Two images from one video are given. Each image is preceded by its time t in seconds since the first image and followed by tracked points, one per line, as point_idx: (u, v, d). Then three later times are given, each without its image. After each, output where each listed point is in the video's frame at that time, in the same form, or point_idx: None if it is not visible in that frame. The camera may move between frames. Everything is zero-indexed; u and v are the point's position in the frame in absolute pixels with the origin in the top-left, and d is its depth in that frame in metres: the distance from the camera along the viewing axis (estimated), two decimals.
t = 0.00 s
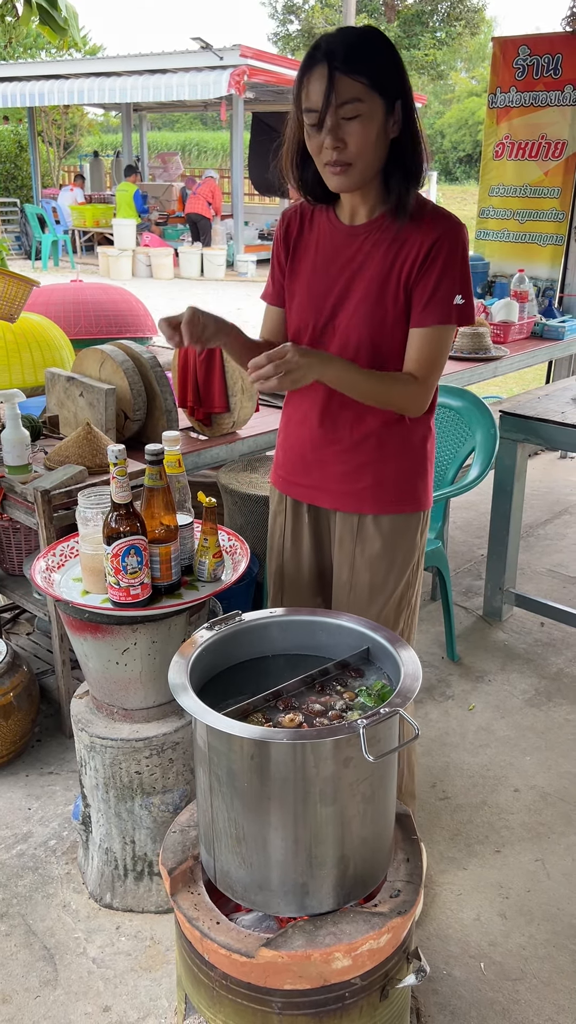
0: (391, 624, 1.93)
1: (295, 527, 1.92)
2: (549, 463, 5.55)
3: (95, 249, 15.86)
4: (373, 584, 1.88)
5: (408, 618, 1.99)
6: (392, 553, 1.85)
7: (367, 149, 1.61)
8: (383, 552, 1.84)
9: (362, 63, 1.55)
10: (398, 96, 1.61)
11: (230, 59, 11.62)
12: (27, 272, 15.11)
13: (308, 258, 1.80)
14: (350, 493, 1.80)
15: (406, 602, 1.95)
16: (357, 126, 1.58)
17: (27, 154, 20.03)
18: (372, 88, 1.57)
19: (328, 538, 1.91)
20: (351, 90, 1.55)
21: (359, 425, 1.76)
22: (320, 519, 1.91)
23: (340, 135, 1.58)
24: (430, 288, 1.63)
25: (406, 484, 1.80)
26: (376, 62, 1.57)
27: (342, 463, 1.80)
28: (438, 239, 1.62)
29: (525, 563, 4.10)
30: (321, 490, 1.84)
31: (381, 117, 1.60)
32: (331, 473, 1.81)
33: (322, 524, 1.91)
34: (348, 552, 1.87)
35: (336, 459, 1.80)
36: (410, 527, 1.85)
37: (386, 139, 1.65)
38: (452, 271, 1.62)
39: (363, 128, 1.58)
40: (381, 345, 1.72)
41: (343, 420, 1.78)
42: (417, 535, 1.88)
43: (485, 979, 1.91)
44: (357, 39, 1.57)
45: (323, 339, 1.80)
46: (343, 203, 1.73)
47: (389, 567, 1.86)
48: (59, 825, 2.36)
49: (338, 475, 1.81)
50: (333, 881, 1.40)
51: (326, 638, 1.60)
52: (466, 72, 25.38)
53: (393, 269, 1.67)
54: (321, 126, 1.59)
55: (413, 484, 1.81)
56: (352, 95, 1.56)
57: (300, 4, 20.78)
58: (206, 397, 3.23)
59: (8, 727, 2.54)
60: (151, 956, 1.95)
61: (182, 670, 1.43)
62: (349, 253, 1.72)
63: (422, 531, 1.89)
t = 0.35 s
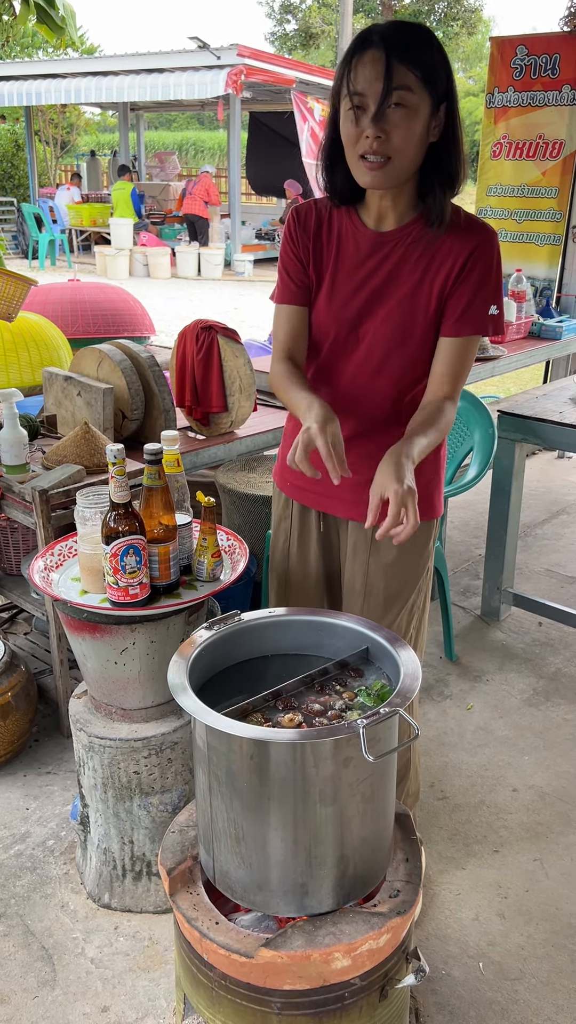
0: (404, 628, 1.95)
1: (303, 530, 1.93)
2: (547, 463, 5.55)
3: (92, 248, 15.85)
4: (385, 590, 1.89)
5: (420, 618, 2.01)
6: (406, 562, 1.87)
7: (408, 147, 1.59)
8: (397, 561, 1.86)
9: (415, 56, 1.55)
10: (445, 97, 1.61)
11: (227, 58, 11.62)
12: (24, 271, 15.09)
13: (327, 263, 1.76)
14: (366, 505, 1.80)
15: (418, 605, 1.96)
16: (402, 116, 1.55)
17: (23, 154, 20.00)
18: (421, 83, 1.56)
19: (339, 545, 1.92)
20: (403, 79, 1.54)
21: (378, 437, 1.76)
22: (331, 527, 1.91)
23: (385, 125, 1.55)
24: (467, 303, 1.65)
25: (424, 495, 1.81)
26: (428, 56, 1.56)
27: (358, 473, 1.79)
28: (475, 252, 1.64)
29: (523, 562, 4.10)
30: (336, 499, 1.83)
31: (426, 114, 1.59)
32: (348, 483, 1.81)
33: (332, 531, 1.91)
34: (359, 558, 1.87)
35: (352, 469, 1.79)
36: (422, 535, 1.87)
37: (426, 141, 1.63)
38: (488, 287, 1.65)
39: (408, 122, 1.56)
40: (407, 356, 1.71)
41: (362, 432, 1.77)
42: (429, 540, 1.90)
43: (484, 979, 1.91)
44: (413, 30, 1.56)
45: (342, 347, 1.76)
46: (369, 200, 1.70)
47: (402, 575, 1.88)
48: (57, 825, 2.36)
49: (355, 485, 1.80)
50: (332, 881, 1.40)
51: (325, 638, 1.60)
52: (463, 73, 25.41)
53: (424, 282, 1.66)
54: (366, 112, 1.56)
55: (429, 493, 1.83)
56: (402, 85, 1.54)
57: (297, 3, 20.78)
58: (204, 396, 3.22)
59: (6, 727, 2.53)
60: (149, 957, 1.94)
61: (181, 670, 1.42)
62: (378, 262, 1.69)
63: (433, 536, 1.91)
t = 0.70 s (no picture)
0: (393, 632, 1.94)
1: (296, 532, 1.92)
2: (545, 462, 5.56)
3: (90, 247, 15.83)
4: (374, 595, 1.88)
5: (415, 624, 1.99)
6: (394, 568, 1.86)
7: (399, 145, 1.58)
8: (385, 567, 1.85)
9: (413, 52, 1.53)
10: (444, 94, 1.59)
11: (226, 57, 11.62)
12: (22, 270, 15.08)
13: (322, 260, 1.76)
14: (350, 508, 1.80)
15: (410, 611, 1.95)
16: (394, 114, 1.55)
17: (22, 153, 19.97)
18: (418, 83, 1.55)
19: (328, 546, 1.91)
20: (398, 77, 1.53)
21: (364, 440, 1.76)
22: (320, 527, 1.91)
23: (375, 122, 1.55)
24: (454, 310, 1.64)
25: (410, 501, 1.81)
26: (429, 56, 1.55)
27: (344, 475, 1.79)
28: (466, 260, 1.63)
29: (520, 561, 4.10)
30: (322, 500, 1.83)
31: (421, 115, 1.57)
32: (334, 484, 1.81)
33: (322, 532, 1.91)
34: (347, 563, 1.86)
35: (339, 471, 1.79)
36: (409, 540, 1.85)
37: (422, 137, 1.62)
38: (478, 296, 1.63)
39: (399, 121, 1.56)
40: (394, 358, 1.71)
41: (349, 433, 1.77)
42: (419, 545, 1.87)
43: (480, 977, 1.92)
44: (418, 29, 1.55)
45: (332, 344, 1.77)
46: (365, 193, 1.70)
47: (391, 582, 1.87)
48: (54, 824, 2.36)
49: (341, 487, 1.80)
50: (328, 878, 1.40)
51: (321, 636, 1.60)
52: (462, 72, 25.42)
53: (415, 286, 1.65)
54: (358, 107, 1.56)
55: (418, 500, 1.82)
56: (397, 83, 1.54)
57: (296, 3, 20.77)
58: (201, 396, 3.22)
59: (3, 726, 2.53)
60: (146, 955, 1.94)
61: (178, 667, 1.43)
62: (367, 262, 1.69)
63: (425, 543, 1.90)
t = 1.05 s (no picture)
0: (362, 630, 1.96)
1: (275, 520, 1.98)
2: (545, 460, 5.56)
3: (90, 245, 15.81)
4: (338, 590, 1.91)
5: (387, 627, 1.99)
6: (359, 564, 1.88)
7: (309, 154, 1.61)
8: (349, 561, 1.88)
9: (299, 63, 1.56)
10: (344, 95, 1.56)
11: (226, 54, 11.60)
12: (22, 269, 15.06)
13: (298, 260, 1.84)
14: (312, 498, 1.84)
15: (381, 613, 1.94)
16: (294, 129, 1.59)
17: (22, 150, 19.93)
18: (307, 92, 1.56)
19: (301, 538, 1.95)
20: (285, 95, 1.58)
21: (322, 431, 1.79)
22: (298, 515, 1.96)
23: (285, 141, 1.63)
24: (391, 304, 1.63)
25: (368, 498, 1.81)
26: (317, 63, 1.55)
27: (307, 466, 1.83)
28: (405, 257, 1.61)
29: (520, 560, 4.10)
30: (293, 490, 1.88)
31: (321, 120, 1.58)
32: (301, 475, 1.85)
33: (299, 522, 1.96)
34: (315, 552, 1.90)
35: (303, 462, 1.84)
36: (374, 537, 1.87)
37: (337, 140, 1.61)
38: (412, 291, 1.60)
39: (300, 133, 1.59)
40: (348, 351, 1.74)
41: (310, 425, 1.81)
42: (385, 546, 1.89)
43: (478, 975, 1.92)
44: (310, 38, 1.56)
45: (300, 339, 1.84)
46: (327, 197, 1.75)
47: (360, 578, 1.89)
48: (53, 822, 2.36)
49: (304, 477, 1.84)
50: (325, 876, 1.40)
51: (319, 634, 1.60)
52: (462, 70, 25.37)
53: (361, 280, 1.67)
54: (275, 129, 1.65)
55: (378, 500, 1.82)
56: (289, 100, 1.58)
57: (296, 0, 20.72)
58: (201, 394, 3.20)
59: (2, 723, 2.53)
60: (144, 952, 1.95)
61: (176, 664, 1.43)
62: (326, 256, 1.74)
63: (394, 547, 1.91)
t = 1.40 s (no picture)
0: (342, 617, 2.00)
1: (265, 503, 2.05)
2: (547, 458, 5.55)
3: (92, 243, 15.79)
4: (317, 574, 1.97)
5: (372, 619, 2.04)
6: (335, 549, 1.93)
7: (247, 166, 1.66)
8: (326, 547, 1.93)
9: (221, 85, 1.59)
10: (267, 108, 1.59)
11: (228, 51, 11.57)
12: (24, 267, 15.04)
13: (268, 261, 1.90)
14: (294, 486, 1.91)
15: (361, 604, 1.98)
16: (230, 147, 1.64)
17: (24, 148, 19.90)
18: (232, 111, 1.60)
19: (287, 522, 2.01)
20: (213, 117, 1.62)
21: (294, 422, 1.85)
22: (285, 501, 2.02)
23: (224, 157, 1.68)
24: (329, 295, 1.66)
25: (347, 481, 1.87)
26: (237, 81, 1.58)
27: (288, 456, 1.90)
28: (339, 248, 1.62)
29: (522, 557, 4.10)
30: (279, 478, 1.95)
31: (251, 133, 1.61)
32: (285, 464, 1.92)
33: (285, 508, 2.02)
34: (296, 536, 1.96)
35: (285, 452, 1.91)
36: (350, 522, 1.91)
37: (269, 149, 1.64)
38: (344, 278, 1.62)
39: (236, 149, 1.64)
40: (307, 345, 1.77)
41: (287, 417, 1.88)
42: (361, 533, 1.92)
43: (479, 972, 1.92)
44: (228, 57, 1.59)
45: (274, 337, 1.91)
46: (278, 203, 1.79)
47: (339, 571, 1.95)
48: (55, 818, 2.37)
49: (287, 466, 1.91)
50: (327, 872, 1.40)
51: (320, 631, 1.60)
52: (465, 67, 25.32)
53: (307, 275, 1.71)
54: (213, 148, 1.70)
55: (356, 481, 1.86)
56: (218, 120, 1.62)
57: None
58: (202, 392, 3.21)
59: (4, 720, 2.54)
60: (146, 948, 1.95)
61: (178, 661, 1.44)
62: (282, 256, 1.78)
63: (372, 535, 1.93)
